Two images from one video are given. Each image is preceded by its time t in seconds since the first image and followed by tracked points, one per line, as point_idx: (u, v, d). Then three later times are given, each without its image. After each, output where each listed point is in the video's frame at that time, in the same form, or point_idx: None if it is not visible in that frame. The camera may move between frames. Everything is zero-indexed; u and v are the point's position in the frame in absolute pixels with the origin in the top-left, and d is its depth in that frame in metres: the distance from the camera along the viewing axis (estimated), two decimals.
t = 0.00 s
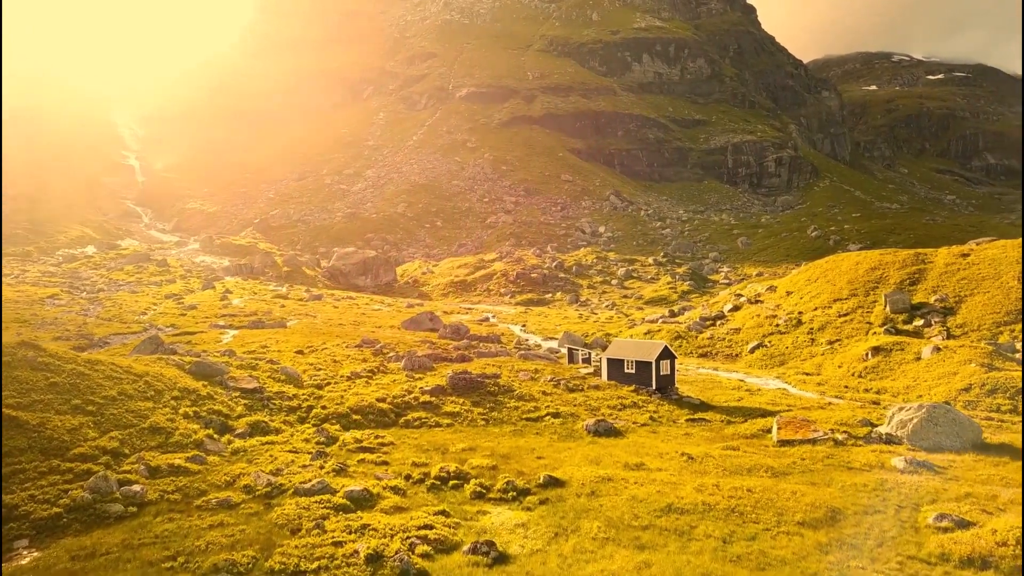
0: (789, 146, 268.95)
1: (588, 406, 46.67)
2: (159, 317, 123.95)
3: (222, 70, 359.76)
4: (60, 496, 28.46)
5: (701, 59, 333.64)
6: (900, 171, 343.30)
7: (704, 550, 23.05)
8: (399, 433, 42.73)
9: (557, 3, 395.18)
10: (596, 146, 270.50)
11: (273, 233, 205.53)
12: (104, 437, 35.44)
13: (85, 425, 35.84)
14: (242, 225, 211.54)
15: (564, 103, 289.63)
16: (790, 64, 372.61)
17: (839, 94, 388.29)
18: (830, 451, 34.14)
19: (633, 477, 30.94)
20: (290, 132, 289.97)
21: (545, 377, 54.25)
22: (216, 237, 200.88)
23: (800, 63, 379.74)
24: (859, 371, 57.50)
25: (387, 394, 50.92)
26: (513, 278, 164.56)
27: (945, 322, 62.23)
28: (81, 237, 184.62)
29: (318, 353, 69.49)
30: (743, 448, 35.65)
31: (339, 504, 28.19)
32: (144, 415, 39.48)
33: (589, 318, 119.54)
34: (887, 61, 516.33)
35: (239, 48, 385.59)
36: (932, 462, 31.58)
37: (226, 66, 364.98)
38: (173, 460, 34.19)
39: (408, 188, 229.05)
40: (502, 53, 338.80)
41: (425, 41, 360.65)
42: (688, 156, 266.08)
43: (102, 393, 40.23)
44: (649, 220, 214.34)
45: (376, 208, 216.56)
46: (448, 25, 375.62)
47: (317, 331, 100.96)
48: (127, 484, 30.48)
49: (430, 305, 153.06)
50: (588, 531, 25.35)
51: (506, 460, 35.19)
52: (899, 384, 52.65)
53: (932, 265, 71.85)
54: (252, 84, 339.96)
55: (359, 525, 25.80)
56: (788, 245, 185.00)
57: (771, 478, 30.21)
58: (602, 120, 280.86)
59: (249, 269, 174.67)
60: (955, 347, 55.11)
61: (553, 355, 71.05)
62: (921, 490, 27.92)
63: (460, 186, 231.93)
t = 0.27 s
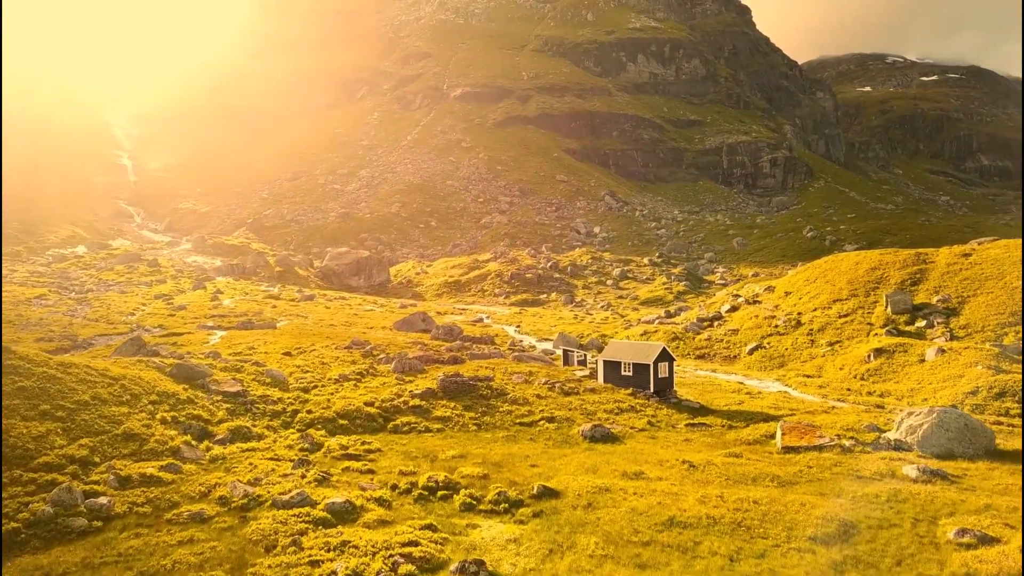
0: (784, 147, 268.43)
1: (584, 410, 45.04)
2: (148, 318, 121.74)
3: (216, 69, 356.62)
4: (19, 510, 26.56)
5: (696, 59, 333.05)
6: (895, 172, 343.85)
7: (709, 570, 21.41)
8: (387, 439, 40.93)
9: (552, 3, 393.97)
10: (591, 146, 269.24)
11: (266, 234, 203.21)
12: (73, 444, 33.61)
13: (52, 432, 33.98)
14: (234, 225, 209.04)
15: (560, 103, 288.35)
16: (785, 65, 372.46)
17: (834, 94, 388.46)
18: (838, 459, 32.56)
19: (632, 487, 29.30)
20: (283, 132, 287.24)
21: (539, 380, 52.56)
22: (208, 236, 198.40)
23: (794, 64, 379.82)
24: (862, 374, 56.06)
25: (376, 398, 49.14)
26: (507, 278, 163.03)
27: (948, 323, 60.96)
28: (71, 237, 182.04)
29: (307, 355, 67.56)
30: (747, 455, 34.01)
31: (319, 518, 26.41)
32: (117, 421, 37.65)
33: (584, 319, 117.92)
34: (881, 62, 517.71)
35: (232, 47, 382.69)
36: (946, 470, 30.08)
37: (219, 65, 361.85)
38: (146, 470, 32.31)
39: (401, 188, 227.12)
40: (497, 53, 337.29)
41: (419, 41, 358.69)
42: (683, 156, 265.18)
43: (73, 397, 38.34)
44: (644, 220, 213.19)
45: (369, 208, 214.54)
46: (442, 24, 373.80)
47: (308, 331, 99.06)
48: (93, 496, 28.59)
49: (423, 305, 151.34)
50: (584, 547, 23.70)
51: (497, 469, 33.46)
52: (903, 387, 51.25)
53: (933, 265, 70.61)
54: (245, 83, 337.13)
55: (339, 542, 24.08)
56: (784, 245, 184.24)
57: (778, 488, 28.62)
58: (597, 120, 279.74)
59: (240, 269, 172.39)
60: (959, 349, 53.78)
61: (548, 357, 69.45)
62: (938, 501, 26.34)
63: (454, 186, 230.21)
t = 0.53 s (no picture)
0: (779, 147, 267.80)
1: (580, 415, 43.39)
2: (136, 319, 119.41)
3: (209, 68, 353.47)
4: None
5: (691, 59, 332.26)
6: (890, 172, 343.87)
7: None
8: (373, 446, 39.15)
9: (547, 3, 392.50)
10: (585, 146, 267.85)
11: (259, 233, 200.77)
12: (39, 453, 31.76)
13: (16, 441, 32.10)
14: (227, 225, 206.50)
15: (554, 103, 286.83)
16: (780, 65, 372.10)
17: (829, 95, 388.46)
18: (847, 467, 30.96)
19: (631, 498, 27.64)
20: (277, 131, 284.33)
21: (533, 383, 50.81)
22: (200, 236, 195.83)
23: (789, 65, 379.61)
24: (864, 376, 54.60)
25: (362, 402, 47.31)
26: (502, 278, 161.30)
27: (951, 324, 59.66)
28: (61, 237, 179.48)
29: (294, 357, 65.63)
30: (751, 463, 32.37)
31: (296, 534, 24.62)
32: (88, 427, 35.72)
33: (579, 320, 116.23)
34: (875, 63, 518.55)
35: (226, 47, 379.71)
36: (960, 479, 28.58)
37: (212, 64, 358.71)
38: (115, 480, 30.45)
39: (395, 187, 225.04)
40: (491, 52, 335.48)
41: (413, 41, 356.57)
42: (678, 156, 264.06)
43: (42, 402, 36.41)
44: (639, 220, 211.89)
45: (363, 208, 212.38)
46: (436, 24, 371.84)
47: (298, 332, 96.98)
48: (55, 509, 26.71)
49: (417, 305, 149.44)
50: (580, 566, 22.02)
51: (489, 478, 31.72)
52: (907, 389, 49.81)
53: (935, 265, 69.33)
54: (238, 82, 334.11)
55: (316, 562, 22.32)
56: (780, 245, 183.25)
57: (785, 500, 26.99)
58: (592, 119, 278.40)
59: (232, 269, 170.04)
60: (964, 351, 52.37)
61: (543, 358, 67.80)
62: (956, 514, 24.77)
63: (448, 185, 228.37)
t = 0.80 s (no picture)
0: (775, 147, 267.17)
1: (576, 418, 41.93)
2: (126, 319, 117.33)
3: (203, 67, 350.98)
4: None
5: (687, 59, 331.44)
6: (885, 172, 343.72)
7: None
8: (361, 452, 37.60)
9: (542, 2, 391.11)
10: (581, 146, 266.57)
11: (253, 233, 198.61)
12: (6, 462, 30.09)
13: None
14: (220, 225, 204.25)
15: (550, 103, 285.49)
16: (776, 66, 371.74)
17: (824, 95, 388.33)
18: (854, 475, 29.60)
19: (630, 509, 26.21)
20: (271, 130, 281.95)
21: (528, 385, 49.35)
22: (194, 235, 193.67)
23: (785, 65, 379.39)
24: (866, 378, 53.38)
25: (351, 405, 45.75)
26: (497, 278, 159.73)
27: (954, 324, 58.51)
28: (52, 236, 177.19)
29: (282, 358, 63.91)
30: (755, 470, 30.96)
31: (274, 550, 23.07)
32: (60, 433, 34.06)
33: (575, 320, 114.73)
34: (870, 65, 519.90)
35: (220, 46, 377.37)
36: (975, 488, 27.24)
37: (207, 63, 356.04)
38: (86, 489, 28.81)
39: (389, 187, 223.22)
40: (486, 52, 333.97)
41: (408, 40, 354.61)
42: (674, 156, 263.10)
43: (12, 407, 34.70)
44: (635, 220, 210.69)
45: (357, 207, 210.50)
46: (431, 23, 370.03)
47: (289, 333, 95.19)
48: (17, 523, 25.08)
49: (411, 306, 147.72)
50: None
51: (480, 487, 30.22)
52: (911, 392, 48.58)
53: (937, 264, 68.22)
54: (231, 82, 331.50)
55: None
56: (776, 245, 182.34)
57: (793, 511, 25.60)
58: (588, 119, 277.17)
59: (225, 269, 167.94)
60: (969, 352, 51.17)
61: (539, 359, 66.36)
62: (973, 526, 23.45)
63: (444, 185, 226.73)
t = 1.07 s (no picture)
0: (770, 148, 266.60)
1: (570, 423, 40.28)
2: (113, 320, 114.84)
3: (196, 66, 347.94)
4: None
5: (682, 60, 330.87)
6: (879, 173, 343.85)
7: None
8: (345, 461, 35.75)
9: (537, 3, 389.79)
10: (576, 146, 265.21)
11: (245, 233, 196.12)
12: None
13: None
14: (212, 225, 201.75)
15: (544, 103, 284.06)
16: (770, 66, 371.52)
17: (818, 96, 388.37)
18: (865, 485, 28.01)
19: (630, 524, 24.52)
20: (264, 129, 279.37)
21: (521, 389, 47.60)
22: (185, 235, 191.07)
23: (780, 67, 379.37)
24: (868, 380, 51.93)
25: (336, 410, 43.93)
26: (491, 279, 158.00)
27: (957, 326, 57.18)
28: (42, 236, 174.52)
29: (268, 360, 61.99)
30: (759, 479, 29.36)
31: (243, 570, 21.27)
32: (25, 442, 32.16)
33: (569, 321, 113.08)
34: (863, 67, 521.40)
35: (212, 45, 374.44)
36: (994, 500, 25.70)
37: (200, 62, 353.06)
38: (48, 502, 26.90)
39: (383, 187, 221.15)
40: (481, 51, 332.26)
41: (402, 40, 352.61)
42: (669, 157, 262.09)
43: None
44: (630, 220, 209.40)
45: (351, 207, 208.38)
46: (425, 23, 368.24)
47: (278, 334, 93.24)
48: None
49: (404, 306, 145.77)
50: None
51: (470, 498, 28.45)
52: (917, 394, 47.07)
53: (939, 264, 66.92)
54: (224, 81, 328.53)
55: None
56: (772, 246, 181.44)
57: (804, 526, 23.95)
58: (583, 119, 275.90)
59: (216, 269, 165.46)
60: (975, 354, 49.78)
61: (533, 361, 64.76)
62: (997, 542, 21.87)
63: (438, 185, 224.92)
